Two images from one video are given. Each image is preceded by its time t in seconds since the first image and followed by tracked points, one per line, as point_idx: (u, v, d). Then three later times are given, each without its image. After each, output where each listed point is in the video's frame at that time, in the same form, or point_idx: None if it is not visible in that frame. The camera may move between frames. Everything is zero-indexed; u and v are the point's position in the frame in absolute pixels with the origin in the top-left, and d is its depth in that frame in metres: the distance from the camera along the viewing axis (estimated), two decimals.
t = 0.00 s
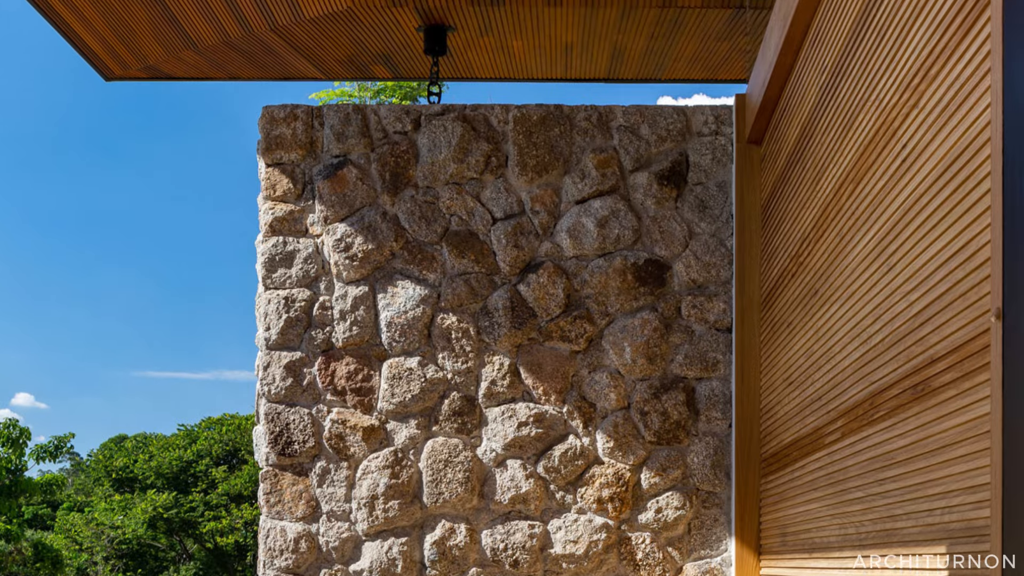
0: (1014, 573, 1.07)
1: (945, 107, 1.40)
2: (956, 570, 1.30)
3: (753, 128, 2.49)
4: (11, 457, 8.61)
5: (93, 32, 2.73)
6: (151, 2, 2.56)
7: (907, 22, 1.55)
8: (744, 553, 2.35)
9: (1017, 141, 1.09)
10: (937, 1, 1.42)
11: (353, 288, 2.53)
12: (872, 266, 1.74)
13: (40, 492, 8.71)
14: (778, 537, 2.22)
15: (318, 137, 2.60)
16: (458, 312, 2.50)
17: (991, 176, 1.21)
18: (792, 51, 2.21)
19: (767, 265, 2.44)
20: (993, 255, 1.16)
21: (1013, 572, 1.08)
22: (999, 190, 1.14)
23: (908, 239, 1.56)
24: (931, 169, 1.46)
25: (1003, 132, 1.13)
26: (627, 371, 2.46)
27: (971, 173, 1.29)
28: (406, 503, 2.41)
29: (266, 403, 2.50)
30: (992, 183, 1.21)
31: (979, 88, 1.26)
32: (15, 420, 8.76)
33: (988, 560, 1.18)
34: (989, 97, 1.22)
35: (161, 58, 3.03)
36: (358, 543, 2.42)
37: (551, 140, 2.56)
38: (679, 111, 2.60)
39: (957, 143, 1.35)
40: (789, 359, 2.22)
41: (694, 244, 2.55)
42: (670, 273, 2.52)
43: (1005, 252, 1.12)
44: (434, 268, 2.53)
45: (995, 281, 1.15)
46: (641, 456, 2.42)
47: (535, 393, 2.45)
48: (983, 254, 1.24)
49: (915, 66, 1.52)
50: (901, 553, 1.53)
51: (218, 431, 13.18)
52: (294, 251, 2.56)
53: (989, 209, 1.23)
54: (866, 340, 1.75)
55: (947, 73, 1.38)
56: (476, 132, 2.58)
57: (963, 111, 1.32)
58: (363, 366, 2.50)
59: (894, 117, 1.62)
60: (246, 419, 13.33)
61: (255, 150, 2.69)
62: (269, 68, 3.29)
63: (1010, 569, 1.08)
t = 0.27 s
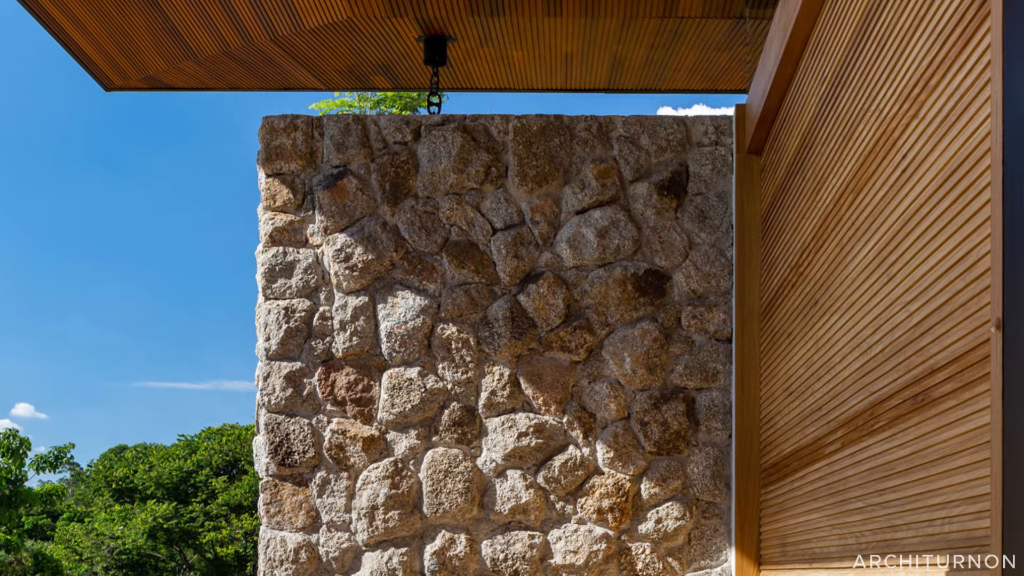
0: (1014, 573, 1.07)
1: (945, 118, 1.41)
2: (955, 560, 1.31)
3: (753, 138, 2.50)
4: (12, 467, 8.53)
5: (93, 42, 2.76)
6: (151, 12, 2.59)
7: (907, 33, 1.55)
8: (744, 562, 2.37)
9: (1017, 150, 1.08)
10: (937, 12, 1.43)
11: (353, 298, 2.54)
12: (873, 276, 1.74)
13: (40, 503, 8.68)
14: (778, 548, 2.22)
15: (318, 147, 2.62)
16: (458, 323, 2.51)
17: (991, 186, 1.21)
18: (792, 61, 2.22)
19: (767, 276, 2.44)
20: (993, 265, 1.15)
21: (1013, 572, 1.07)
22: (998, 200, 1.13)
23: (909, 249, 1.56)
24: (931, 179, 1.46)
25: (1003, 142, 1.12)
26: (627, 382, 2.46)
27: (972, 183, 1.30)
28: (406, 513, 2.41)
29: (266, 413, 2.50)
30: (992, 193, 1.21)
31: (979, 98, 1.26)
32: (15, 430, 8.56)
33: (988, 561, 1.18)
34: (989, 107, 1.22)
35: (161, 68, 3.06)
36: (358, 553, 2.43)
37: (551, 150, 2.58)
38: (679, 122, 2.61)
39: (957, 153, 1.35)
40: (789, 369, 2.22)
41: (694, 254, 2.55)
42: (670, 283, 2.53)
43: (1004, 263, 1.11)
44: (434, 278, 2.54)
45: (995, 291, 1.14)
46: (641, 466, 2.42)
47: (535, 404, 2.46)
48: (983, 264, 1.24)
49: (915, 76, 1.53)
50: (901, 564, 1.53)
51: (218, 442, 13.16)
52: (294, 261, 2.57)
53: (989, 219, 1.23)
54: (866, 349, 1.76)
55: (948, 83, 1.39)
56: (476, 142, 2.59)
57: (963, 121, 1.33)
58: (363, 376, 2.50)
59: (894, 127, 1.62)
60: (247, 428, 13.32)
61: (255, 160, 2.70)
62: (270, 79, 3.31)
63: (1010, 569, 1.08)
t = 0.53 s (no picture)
0: (1014, 573, 1.07)
1: (945, 128, 1.41)
2: (956, 567, 1.31)
3: (753, 148, 2.51)
4: (12, 477, 8.56)
5: (93, 51, 2.78)
6: (151, 21, 2.61)
7: (907, 44, 1.57)
8: (744, 573, 2.38)
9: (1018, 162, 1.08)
10: (936, 23, 1.44)
11: (353, 308, 2.55)
12: (873, 287, 1.75)
13: (40, 513, 8.69)
14: (778, 558, 2.22)
15: (318, 157, 2.63)
16: (458, 333, 2.52)
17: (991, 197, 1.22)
18: (792, 72, 2.24)
19: (767, 286, 2.45)
20: (993, 276, 1.15)
21: (1013, 572, 1.07)
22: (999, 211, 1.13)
23: (909, 259, 1.57)
24: (932, 190, 1.47)
25: (1003, 153, 1.12)
26: (627, 392, 2.47)
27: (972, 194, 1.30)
28: (406, 524, 2.42)
29: (266, 424, 2.51)
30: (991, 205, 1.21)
31: (979, 109, 1.27)
32: (15, 441, 8.63)
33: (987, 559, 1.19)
34: (989, 118, 1.22)
35: (161, 78, 3.08)
36: (358, 563, 2.43)
37: (551, 160, 2.59)
38: (679, 132, 2.62)
39: (957, 163, 1.36)
40: (789, 380, 2.23)
41: (694, 264, 2.56)
42: (670, 293, 2.54)
43: (1004, 273, 1.11)
44: (434, 288, 2.55)
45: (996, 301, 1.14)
46: (641, 477, 2.42)
47: (535, 414, 2.46)
48: (983, 274, 1.25)
49: (915, 87, 1.54)
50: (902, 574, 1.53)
51: (218, 452, 13.12)
52: (294, 272, 2.58)
53: (989, 229, 1.24)
54: (866, 360, 1.76)
55: (947, 93, 1.40)
56: (476, 153, 2.61)
57: (963, 131, 1.33)
58: (363, 387, 2.51)
59: (894, 138, 1.63)
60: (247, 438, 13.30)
61: (255, 171, 2.71)
62: (269, 89, 3.34)
63: (1011, 569, 1.08)
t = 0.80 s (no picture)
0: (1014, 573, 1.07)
1: (945, 138, 1.42)
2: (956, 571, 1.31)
3: (753, 159, 2.52)
4: (12, 487, 8.55)
5: (93, 61, 2.81)
6: (150, 32, 2.64)
7: (907, 54, 1.57)
8: None
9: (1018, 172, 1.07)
10: (936, 33, 1.44)
11: (353, 318, 2.56)
12: (873, 297, 1.75)
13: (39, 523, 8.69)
14: (778, 568, 2.22)
15: (318, 168, 2.65)
16: (458, 343, 2.53)
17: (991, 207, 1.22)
18: (792, 82, 2.25)
19: (767, 296, 2.46)
20: (992, 286, 1.15)
21: (1013, 572, 1.07)
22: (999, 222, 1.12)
23: (909, 269, 1.57)
24: (932, 200, 1.48)
25: (1003, 162, 1.11)
26: (628, 402, 2.47)
27: (972, 204, 1.31)
28: (406, 534, 2.42)
29: (266, 434, 2.51)
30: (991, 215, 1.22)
31: (979, 119, 1.28)
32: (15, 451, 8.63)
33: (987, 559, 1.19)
34: (989, 128, 1.23)
35: (161, 89, 3.10)
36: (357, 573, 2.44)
37: (551, 170, 2.60)
38: (679, 142, 2.64)
39: (958, 173, 1.36)
40: (789, 390, 2.23)
41: (694, 275, 2.57)
42: (670, 303, 2.54)
43: (1004, 283, 1.10)
44: (434, 298, 2.56)
45: (995, 311, 1.13)
46: (641, 487, 2.43)
47: (535, 424, 2.46)
48: (983, 285, 1.25)
49: (915, 97, 1.55)
50: None
51: (218, 462, 13.09)
52: (294, 282, 2.59)
53: (989, 239, 1.24)
54: (866, 370, 1.77)
55: (948, 103, 1.40)
56: (476, 163, 2.62)
57: (963, 141, 1.34)
58: (363, 397, 2.51)
59: (894, 148, 1.64)
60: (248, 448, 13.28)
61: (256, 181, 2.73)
62: (270, 99, 3.36)
63: (1010, 569, 1.08)
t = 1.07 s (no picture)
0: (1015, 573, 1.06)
1: (945, 148, 1.43)
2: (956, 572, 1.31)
3: (753, 169, 2.53)
4: (11, 498, 8.58)
5: (93, 71, 2.84)
6: (150, 42, 2.67)
7: (907, 65, 1.59)
8: None
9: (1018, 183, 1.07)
10: (935, 44, 1.46)
11: (353, 328, 2.57)
12: (873, 307, 1.76)
13: (39, 534, 8.68)
14: None
15: (318, 178, 2.66)
16: (458, 353, 2.53)
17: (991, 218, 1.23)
18: (792, 93, 2.26)
19: (767, 306, 2.46)
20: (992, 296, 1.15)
21: (1013, 572, 1.07)
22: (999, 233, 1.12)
23: (909, 279, 1.58)
24: (932, 210, 1.48)
25: (1003, 173, 1.11)
26: (628, 413, 2.47)
27: (972, 214, 1.31)
28: (406, 544, 2.43)
29: (266, 444, 2.52)
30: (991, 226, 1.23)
31: (979, 129, 1.28)
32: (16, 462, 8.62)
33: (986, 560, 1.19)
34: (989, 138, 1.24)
35: (161, 99, 3.13)
36: None
37: (551, 181, 2.61)
38: (679, 153, 2.65)
39: (958, 183, 1.37)
40: (789, 400, 2.23)
41: (694, 285, 2.57)
42: (670, 314, 2.55)
43: (1004, 293, 1.10)
44: (434, 309, 2.56)
45: (995, 322, 1.13)
46: (641, 497, 2.43)
47: (535, 434, 2.47)
48: (983, 295, 1.26)
49: (915, 107, 1.56)
50: None
51: (218, 473, 13.02)
52: (294, 292, 2.60)
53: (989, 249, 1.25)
54: (866, 380, 1.77)
55: (948, 114, 1.41)
56: (476, 173, 2.63)
57: (963, 152, 1.35)
58: (363, 407, 2.52)
59: (895, 158, 1.65)
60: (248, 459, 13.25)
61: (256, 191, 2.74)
62: (270, 110, 3.38)
63: (1011, 569, 1.07)
